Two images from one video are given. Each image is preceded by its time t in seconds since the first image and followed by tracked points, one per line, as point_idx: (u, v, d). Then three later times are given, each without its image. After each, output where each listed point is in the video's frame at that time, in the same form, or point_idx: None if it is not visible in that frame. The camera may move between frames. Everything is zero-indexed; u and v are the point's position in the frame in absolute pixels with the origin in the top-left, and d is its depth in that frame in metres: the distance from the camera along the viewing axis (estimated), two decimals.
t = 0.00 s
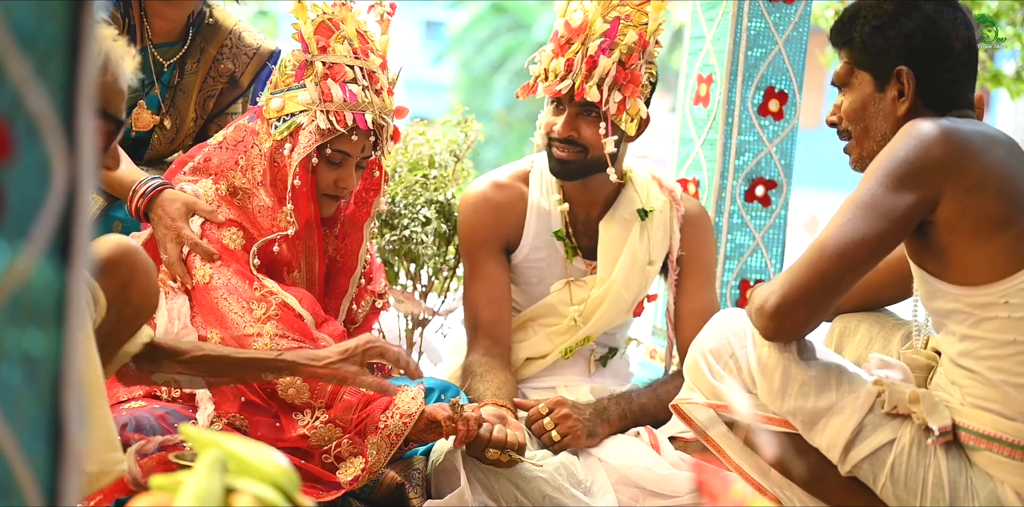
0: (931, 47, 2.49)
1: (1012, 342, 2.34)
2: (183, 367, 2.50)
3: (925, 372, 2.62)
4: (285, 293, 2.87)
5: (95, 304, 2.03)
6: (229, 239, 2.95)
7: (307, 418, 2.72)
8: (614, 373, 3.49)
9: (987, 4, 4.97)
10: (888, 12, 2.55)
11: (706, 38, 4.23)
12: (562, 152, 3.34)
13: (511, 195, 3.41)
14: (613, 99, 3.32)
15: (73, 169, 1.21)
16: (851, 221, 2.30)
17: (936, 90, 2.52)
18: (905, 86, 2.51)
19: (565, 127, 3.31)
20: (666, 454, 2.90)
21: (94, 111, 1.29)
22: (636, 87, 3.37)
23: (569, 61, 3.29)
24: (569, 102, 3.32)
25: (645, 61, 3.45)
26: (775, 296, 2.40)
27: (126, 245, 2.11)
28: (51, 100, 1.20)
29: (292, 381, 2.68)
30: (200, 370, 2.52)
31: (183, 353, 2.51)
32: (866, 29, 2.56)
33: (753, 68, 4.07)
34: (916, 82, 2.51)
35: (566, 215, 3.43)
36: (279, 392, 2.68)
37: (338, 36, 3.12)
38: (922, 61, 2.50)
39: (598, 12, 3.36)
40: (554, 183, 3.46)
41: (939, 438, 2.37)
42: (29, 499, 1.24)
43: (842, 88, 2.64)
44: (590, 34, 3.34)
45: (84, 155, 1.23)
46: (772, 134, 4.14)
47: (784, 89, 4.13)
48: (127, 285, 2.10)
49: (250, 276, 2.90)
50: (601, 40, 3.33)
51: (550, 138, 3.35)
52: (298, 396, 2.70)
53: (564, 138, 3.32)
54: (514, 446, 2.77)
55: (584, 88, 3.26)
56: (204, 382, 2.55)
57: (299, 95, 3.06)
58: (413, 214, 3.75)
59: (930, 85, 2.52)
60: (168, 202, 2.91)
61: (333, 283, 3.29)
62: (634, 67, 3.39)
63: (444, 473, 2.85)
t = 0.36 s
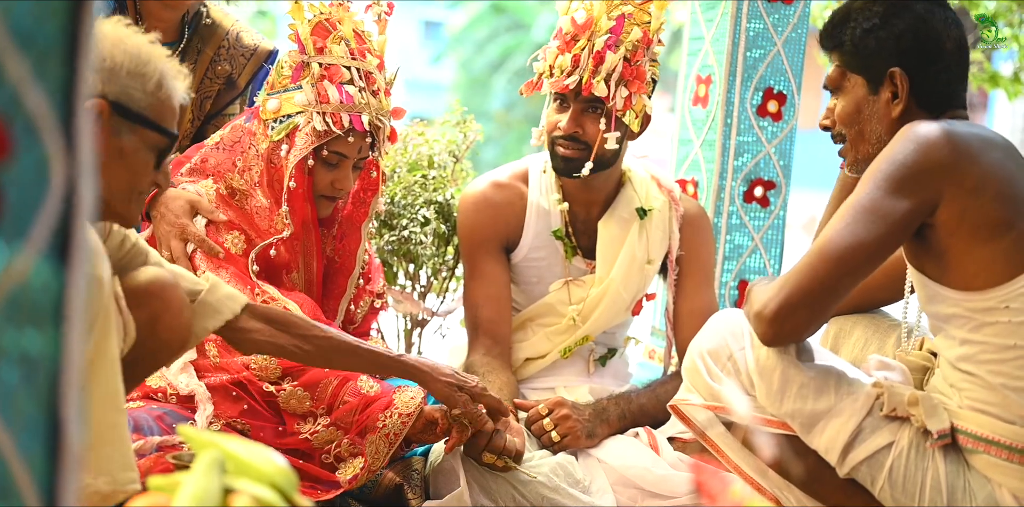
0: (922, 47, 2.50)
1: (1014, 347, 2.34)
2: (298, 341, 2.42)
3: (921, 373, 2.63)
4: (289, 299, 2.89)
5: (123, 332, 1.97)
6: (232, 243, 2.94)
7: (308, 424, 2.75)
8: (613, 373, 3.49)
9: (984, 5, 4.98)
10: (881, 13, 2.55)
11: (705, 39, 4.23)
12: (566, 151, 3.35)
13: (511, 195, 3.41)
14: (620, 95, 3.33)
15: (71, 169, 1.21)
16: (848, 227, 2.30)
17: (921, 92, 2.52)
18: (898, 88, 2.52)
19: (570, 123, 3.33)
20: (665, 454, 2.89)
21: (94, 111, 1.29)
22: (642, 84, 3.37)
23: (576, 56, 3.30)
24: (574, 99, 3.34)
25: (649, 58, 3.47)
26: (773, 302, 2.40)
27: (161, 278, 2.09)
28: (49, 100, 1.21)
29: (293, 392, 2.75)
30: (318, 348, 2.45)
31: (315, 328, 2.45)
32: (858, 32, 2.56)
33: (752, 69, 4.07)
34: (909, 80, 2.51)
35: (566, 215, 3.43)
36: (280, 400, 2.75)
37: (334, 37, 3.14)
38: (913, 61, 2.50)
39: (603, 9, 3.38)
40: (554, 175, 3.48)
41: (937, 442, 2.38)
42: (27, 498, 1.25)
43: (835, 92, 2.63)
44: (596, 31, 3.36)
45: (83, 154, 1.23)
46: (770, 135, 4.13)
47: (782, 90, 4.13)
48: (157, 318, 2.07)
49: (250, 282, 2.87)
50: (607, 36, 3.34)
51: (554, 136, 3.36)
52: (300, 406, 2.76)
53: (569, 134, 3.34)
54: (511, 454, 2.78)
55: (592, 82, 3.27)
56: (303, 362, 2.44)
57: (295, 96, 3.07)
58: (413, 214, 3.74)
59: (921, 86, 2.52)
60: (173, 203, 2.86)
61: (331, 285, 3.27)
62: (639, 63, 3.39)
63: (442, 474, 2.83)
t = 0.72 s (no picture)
0: (922, 47, 2.51)
1: (1010, 345, 2.34)
2: (317, 375, 2.36)
3: (918, 375, 2.64)
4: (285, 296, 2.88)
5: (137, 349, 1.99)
6: (230, 241, 2.99)
7: (304, 427, 2.75)
8: (611, 374, 3.49)
9: (983, 6, 4.98)
10: (875, 17, 2.56)
11: (704, 39, 4.23)
12: (568, 158, 3.35)
13: (510, 196, 3.42)
14: (624, 103, 3.35)
15: (70, 167, 1.21)
16: (847, 224, 2.30)
17: (931, 90, 2.53)
18: (904, 88, 2.52)
19: (574, 130, 3.32)
20: (663, 455, 2.89)
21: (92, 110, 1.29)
22: (646, 90, 3.41)
23: (580, 66, 3.30)
24: (578, 107, 3.32)
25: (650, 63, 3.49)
26: (772, 300, 2.41)
27: (180, 296, 2.09)
28: (48, 100, 1.21)
29: (290, 394, 2.72)
30: (337, 385, 2.38)
31: (336, 366, 2.38)
32: (854, 39, 2.55)
33: (750, 69, 4.07)
34: (916, 82, 2.51)
35: (564, 215, 3.43)
36: (276, 403, 2.73)
37: (335, 36, 3.14)
38: (914, 61, 2.51)
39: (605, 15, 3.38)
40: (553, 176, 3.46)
41: (935, 442, 2.38)
42: (25, 498, 1.25)
43: (835, 103, 2.62)
44: (598, 38, 3.36)
45: (81, 154, 1.23)
46: (769, 136, 4.14)
47: (780, 90, 4.13)
48: (172, 338, 2.07)
49: (249, 278, 2.93)
50: (610, 44, 3.35)
51: (558, 144, 3.35)
52: (296, 407, 2.74)
53: (572, 143, 3.33)
54: (507, 457, 2.77)
55: (598, 94, 3.27)
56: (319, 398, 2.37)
57: (295, 94, 3.07)
58: (411, 215, 3.75)
59: (929, 86, 2.53)
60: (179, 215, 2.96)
61: (328, 285, 3.27)
62: (642, 69, 3.42)
63: (439, 475, 2.87)
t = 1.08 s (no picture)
0: (923, 46, 2.50)
1: (1008, 342, 2.34)
2: (311, 369, 2.33)
3: (917, 375, 2.64)
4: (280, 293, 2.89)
5: (127, 340, 1.99)
6: (227, 240, 2.98)
7: (302, 428, 2.76)
8: (610, 373, 3.49)
9: (984, 6, 4.98)
10: (877, 17, 2.57)
11: (704, 39, 4.23)
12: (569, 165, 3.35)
13: (508, 195, 3.42)
14: (624, 113, 3.34)
15: (70, 167, 1.22)
16: (847, 221, 2.30)
17: (933, 89, 2.53)
18: (906, 87, 2.52)
19: (574, 140, 3.32)
20: (662, 455, 2.90)
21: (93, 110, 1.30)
22: (645, 97, 3.40)
23: (577, 78, 3.29)
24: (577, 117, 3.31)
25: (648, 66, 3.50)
26: (771, 297, 2.41)
27: (170, 287, 2.10)
28: (49, 100, 1.21)
29: (287, 395, 2.73)
30: (329, 378, 2.35)
31: (329, 360, 2.36)
32: (857, 36, 2.57)
33: (750, 69, 4.07)
34: (917, 80, 2.51)
35: (563, 215, 3.43)
36: (274, 404, 2.73)
37: (328, 34, 3.13)
38: (916, 61, 2.51)
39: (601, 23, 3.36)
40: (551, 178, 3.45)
41: (934, 442, 2.38)
42: (25, 498, 1.25)
43: (838, 102, 2.63)
44: (595, 47, 3.36)
45: (81, 154, 1.23)
46: (769, 135, 4.14)
47: (780, 90, 4.13)
48: (162, 329, 2.08)
49: (244, 278, 2.93)
50: (608, 53, 3.35)
51: (558, 150, 3.35)
52: (294, 409, 2.74)
53: (574, 152, 3.33)
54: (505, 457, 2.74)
55: (597, 105, 3.27)
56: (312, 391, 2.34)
57: (288, 91, 3.07)
58: (410, 214, 3.75)
59: (930, 85, 2.53)
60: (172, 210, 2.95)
61: (324, 283, 3.28)
62: (641, 76, 3.41)
63: (438, 475, 2.85)
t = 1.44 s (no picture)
0: (923, 46, 2.50)
1: (1008, 343, 2.34)
2: (297, 365, 2.30)
3: (917, 375, 2.64)
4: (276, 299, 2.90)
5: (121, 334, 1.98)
6: (227, 241, 2.99)
7: (295, 439, 2.77)
8: (610, 373, 3.48)
9: (984, 5, 4.97)
10: (877, 16, 2.56)
11: (703, 39, 4.23)
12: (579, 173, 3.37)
13: (508, 195, 3.41)
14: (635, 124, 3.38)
15: (67, 166, 1.22)
16: (847, 222, 2.31)
17: (933, 89, 2.54)
18: (906, 86, 2.52)
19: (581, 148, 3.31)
20: (662, 454, 2.89)
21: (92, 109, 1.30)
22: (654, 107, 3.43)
23: (588, 91, 3.27)
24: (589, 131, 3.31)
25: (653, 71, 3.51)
26: (771, 298, 2.41)
27: (160, 279, 2.08)
28: (47, 99, 1.21)
29: (279, 404, 2.77)
30: (317, 373, 2.33)
31: (314, 355, 2.33)
32: (858, 35, 2.56)
33: (750, 69, 4.07)
34: (917, 79, 2.51)
35: (563, 216, 3.43)
36: (266, 413, 2.77)
37: (330, 34, 3.12)
38: (916, 61, 2.51)
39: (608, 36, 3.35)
40: (557, 176, 3.43)
41: (933, 442, 2.37)
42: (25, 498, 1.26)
43: (838, 100, 2.62)
44: (603, 61, 3.35)
45: (79, 153, 1.23)
46: (768, 135, 4.13)
47: (780, 90, 4.13)
48: (155, 321, 2.07)
49: (240, 282, 2.93)
50: (616, 67, 3.36)
51: (567, 158, 3.37)
52: (285, 417, 2.78)
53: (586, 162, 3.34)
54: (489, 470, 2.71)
55: (609, 120, 3.28)
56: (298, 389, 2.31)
57: (288, 91, 3.07)
58: (410, 214, 3.75)
59: (928, 84, 2.53)
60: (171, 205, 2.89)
61: (324, 282, 3.27)
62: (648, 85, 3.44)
63: (437, 476, 2.84)
